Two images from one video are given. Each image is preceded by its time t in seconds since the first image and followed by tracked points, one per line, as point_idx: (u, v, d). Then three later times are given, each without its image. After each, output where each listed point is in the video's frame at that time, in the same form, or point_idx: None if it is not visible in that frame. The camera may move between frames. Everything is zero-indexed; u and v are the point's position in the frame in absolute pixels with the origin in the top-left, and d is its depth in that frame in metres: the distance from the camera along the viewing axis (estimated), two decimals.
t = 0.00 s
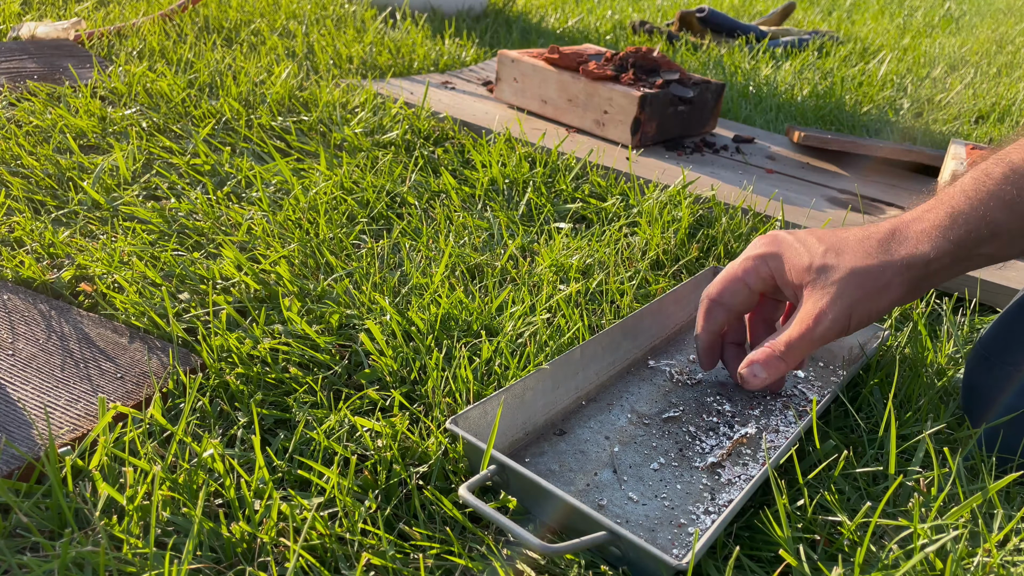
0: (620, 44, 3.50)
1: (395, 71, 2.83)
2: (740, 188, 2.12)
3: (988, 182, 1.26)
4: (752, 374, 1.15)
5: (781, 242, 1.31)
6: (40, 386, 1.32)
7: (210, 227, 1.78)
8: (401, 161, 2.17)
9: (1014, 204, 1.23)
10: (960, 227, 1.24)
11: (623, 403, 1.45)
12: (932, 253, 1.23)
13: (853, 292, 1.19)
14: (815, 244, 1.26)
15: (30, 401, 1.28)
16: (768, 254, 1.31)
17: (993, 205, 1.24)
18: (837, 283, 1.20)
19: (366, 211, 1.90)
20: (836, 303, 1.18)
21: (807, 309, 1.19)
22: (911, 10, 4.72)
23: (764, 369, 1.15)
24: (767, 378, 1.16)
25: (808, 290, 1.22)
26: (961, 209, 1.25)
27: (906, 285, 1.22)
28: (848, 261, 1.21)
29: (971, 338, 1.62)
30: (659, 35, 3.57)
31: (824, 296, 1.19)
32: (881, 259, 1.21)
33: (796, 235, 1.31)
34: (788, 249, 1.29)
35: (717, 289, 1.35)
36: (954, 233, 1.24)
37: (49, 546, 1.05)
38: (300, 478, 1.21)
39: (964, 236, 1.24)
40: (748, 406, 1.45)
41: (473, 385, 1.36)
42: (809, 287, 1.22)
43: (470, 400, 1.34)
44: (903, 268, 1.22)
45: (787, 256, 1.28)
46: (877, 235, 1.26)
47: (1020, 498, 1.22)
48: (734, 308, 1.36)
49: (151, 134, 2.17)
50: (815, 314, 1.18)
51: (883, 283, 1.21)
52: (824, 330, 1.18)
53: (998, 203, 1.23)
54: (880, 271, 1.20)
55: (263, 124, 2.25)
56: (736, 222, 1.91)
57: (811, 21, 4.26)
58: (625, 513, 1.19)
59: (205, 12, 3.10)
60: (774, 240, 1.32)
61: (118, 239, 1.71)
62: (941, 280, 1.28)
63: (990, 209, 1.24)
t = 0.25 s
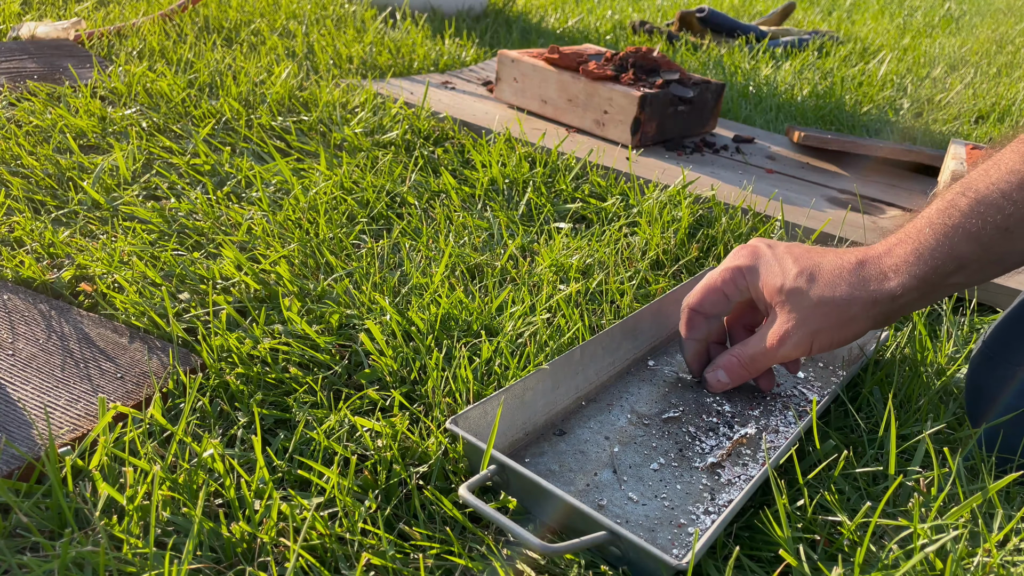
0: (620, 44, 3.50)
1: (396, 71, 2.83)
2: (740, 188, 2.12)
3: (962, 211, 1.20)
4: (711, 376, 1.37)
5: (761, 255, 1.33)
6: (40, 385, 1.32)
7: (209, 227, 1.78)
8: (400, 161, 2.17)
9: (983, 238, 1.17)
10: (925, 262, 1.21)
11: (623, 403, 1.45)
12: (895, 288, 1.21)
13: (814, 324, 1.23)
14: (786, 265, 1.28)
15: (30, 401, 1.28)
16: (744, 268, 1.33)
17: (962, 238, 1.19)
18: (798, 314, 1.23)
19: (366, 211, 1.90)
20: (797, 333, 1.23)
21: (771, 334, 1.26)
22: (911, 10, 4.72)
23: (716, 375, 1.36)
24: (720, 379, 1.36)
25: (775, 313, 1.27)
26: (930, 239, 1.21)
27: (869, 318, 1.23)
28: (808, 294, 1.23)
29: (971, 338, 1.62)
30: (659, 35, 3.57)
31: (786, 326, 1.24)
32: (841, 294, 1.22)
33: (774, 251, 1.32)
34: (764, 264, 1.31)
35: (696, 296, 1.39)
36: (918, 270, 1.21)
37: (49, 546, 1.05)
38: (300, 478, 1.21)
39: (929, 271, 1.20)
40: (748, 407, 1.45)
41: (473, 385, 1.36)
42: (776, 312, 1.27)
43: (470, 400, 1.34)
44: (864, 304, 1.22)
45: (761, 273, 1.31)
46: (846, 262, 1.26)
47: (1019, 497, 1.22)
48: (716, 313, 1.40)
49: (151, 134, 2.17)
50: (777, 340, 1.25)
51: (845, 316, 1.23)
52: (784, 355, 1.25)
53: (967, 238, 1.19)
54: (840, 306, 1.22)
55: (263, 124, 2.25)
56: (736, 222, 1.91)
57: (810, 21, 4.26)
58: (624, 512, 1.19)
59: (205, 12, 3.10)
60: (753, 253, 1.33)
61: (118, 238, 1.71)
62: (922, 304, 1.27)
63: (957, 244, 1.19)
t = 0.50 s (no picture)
0: (620, 44, 3.50)
1: (396, 71, 2.83)
2: (740, 188, 2.12)
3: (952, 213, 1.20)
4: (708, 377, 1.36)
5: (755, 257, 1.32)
6: (40, 386, 1.32)
7: (209, 227, 1.78)
8: (401, 161, 2.17)
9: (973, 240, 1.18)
10: (917, 264, 1.21)
11: (623, 403, 1.45)
12: (887, 291, 1.22)
13: (809, 326, 1.23)
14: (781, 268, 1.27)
15: (30, 402, 1.28)
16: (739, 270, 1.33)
17: (953, 240, 1.19)
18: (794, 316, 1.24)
19: (366, 211, 1.90)
20: (792, 335, 1.24)
21: (767, 336, 1.26)
22: (911, 10, 4.72)
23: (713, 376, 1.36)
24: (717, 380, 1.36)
25: (769, 314, 1.27)
26: (921, 241, 1.22)
27: (862, 320, 1.24)
28: (803, 297, 1.23)
29: (971, 338, 1.62)
30: (659, 36, 3.57)
31: (782, 328, 1.24)
32: (836, 296, 1.22)
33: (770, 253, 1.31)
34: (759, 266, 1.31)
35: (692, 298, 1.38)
36: (911, 272, 1.21)
37: (49, 546, 1.05)
38: (300, 478, 1.21)
39: (920, 273, 1.21)
40: (748, 407, 1.45)
41: (473, 385, 1.36)
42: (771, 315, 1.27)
43: (470, 400, 1.34)
44: (858, 306, 1.22)
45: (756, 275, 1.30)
46: (839, 264, 1.26)
47: (1019, 497, 1.22)
48: (710, 315, 1.39)
49: (151, 134, 2.16)
50: (774, 342, 1.26)
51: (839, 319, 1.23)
52: (780, 356, 1.26)
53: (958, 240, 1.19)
54: (834, 308, 1.22)
55: (263, 124, 2.25)
56: (736, 222, 1.91)
57: (810, 21, 4.26)
58: (624, 513, 1.19)
59: (205, 12, 3.10)
60: (748, 256, 1.33)
61: (118, 238, 1.71)
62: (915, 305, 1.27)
63: (948, 246, 1.20)
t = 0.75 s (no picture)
0: (620, 44, 3.50)
1: (396, 71, 2.83)
2: (739, 188, 2.12)
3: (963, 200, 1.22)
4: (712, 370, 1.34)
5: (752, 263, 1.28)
6: (40, 386, 1.32)
7: (209, 227, 1.78)
8: (401, 161, 2.17)
9: (986, 224, 1.20)
10: (927, 255, 1.22)
11: (623, 403, 1.45)
12: (901, 283, 1.23)
13: (824, 322, 1.24)
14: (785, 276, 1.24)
15: (30, 402, 1.28)
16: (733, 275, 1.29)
17: (961, 228, 1.20)
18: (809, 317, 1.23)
19: (365, 211, 1.89)
20: (810, 332, 1.24)
21: (783, 334, 1.25)
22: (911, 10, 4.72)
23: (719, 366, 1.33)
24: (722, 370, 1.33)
25: (777, 316, 1.26)
26: (930, 232, 1.22)
27: (875, 312, 1.25)
28: (819, 300, 1.22)
29: (971, 338, 1.62)
30: (659, 36, 3.57)
31: (799, 327, 1.24)
32: (855, 297, 1.22)
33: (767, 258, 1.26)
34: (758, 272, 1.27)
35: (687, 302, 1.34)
36: (921, 263, 1.22)
37: (49, 546, 1.05)
38: (300, 478, 1.21)
39: (934, 260, 1.22)
40: (748, 407, 1.45)
41: (473, 385, 1.36)
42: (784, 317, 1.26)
43: (470, 400, 1.34)
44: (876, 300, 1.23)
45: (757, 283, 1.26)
46: (844, 260, 1.25)
47: (1019, 498, 1.22)
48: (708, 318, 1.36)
49: (151, 134, 2.16)
50: (791, 341, 1.25)
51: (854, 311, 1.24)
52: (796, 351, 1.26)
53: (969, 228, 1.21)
54: (851, 304, 1.23)
55: (263, 124, 2.25)
56: (736, 222, 1.91)
57: (810, 21, 4.27)
58: (624, 513, 1.19)
59: (205, 12, 3.10)
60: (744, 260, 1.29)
61: (118, 238, 1.71)
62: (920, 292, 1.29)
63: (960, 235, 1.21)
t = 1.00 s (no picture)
0: (620, 44, 3.50)
1: (396, 71, 2.83)
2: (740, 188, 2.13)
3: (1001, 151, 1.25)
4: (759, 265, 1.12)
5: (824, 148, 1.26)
6: (40, 386, 1.32)
7: (209, 226, 1.78)
8: (401, 160, 2.17)
9: None
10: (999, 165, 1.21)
11: (624, 403, 1.45)
12: (978, 192, 1.19)
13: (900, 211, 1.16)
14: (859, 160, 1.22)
15: (30, 402, 1.28)
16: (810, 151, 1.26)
17: None
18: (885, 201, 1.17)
19: (365, 211, 1.89)
20: (893, 217, 1.15)
21: (869, 220, 1.14)
22: (911, 10, 4.72)
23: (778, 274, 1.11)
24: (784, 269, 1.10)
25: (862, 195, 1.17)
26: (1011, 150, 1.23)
27: (954, 219, 1.18)
28: (904, 174, 1.17)
29: (971, 338, 1.62)
30: (659, 36, 3.57)
31: (887, 211, 1.15)
32: (936, 186, 1.18)
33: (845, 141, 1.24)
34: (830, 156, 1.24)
35: (740, 178, 1.28)
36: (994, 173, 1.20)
37: (49, 546, 1.06)
38: (300, 478, 1.21)
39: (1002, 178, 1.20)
40: (748, 407, 1.45)
41: (473, 385, 1.36)
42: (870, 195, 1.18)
43: (470, 400, 1.35)
44: (951, 205, 1.18)
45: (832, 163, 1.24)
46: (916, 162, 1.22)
47: (1019, 497, 1.22)
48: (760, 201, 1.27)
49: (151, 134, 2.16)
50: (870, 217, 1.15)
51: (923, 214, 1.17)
52: (877, 244, 1.14)
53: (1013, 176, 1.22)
54: (928, 196, 1.17)
55: (263, 124, 2.25)
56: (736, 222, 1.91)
57: (810, 22, 4.27)
58: (624, 513, 1.19)
59: (205, 12, 3.10)
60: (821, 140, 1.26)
61: (118, 238, 1.71)
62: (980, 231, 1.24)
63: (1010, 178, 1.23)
